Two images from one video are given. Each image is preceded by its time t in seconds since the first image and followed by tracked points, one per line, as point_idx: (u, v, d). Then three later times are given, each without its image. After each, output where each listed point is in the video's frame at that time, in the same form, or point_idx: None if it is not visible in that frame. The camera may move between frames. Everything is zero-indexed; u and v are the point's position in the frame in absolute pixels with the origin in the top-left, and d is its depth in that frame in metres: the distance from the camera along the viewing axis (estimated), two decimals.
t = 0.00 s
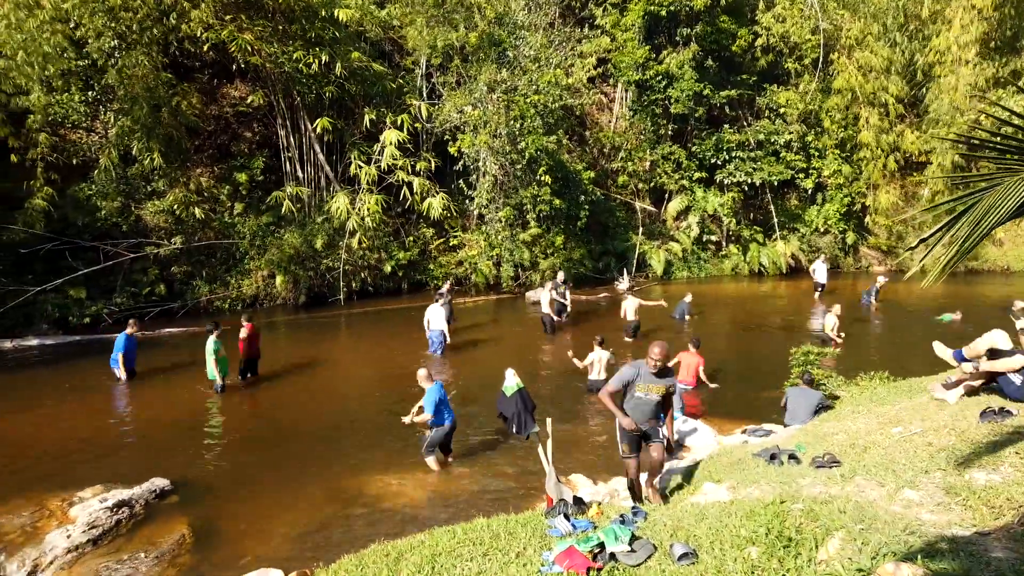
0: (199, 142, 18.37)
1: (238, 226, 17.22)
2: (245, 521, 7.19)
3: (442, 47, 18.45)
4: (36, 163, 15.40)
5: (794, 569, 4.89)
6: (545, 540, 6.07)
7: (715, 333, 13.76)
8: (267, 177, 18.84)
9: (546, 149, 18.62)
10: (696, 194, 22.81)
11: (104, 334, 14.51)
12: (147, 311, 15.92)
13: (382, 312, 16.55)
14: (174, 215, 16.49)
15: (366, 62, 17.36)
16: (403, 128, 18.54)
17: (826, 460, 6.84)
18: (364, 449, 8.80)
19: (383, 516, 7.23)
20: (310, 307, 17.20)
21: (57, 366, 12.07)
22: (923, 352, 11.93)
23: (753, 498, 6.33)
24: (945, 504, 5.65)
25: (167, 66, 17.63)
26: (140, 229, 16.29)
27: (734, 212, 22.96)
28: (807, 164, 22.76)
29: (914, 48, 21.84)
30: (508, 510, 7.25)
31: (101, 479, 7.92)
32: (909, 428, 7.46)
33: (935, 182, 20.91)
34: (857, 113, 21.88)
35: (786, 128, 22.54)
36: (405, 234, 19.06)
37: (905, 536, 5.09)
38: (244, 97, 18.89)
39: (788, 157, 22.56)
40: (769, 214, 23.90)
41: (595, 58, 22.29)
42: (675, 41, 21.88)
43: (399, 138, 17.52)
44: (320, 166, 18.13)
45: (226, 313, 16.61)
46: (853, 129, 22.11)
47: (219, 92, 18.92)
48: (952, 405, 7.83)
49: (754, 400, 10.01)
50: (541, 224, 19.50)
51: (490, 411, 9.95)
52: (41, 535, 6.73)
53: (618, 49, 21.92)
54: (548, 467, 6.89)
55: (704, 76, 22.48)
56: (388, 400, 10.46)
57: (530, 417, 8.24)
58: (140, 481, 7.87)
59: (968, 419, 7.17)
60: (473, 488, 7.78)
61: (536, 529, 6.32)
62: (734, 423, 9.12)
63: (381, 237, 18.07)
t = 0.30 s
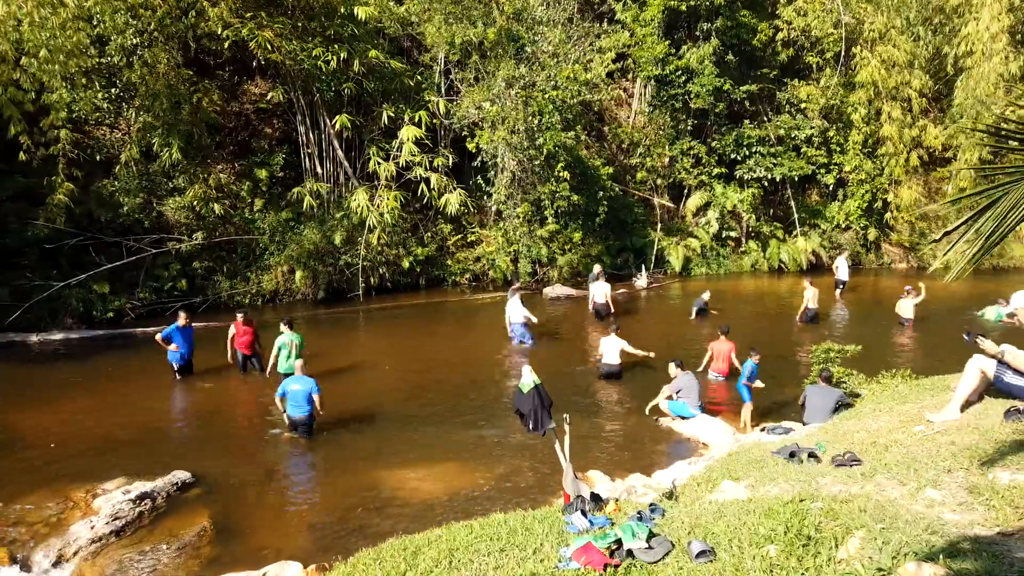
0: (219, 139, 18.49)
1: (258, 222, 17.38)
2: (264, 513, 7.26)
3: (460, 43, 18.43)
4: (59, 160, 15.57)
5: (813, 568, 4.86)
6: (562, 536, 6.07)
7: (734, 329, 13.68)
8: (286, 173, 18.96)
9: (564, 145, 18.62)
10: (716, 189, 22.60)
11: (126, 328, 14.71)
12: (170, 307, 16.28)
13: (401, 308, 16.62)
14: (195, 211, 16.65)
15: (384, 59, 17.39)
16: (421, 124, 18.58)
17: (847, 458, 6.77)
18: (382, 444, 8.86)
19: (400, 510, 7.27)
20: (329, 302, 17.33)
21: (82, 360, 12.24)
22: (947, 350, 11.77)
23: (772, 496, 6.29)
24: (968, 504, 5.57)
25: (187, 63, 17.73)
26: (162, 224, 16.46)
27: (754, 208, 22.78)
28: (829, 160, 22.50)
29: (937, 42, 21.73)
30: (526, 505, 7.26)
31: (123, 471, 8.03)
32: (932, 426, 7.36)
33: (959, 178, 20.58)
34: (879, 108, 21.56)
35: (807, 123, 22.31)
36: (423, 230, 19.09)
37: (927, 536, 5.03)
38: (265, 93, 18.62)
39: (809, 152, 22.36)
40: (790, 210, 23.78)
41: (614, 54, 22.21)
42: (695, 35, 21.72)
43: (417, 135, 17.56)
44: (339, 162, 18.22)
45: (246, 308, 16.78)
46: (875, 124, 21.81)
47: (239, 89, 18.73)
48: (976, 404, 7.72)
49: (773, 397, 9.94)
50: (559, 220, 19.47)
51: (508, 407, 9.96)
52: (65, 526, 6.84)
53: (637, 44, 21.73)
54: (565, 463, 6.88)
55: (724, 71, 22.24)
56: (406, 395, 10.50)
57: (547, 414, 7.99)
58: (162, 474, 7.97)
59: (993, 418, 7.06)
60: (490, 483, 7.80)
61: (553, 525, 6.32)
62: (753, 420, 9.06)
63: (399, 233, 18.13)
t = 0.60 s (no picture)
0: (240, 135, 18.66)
1: (278, 218, 17.52)
2: (282, 506, 7.33)
3: (478, 39, 18.43)
4: (83, 156, 15.79)
5: (833, 568, 4.82)
6: (579, 532, 6.06)
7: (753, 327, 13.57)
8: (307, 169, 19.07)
9: (583, 142, 18.78)
10: (736, 185, 22.40)
11: (149, 322, 14.90)
12: (191, 301, 16.39)
13: (419, 304, 16.69)
14: (216, 206, 16.81)
15: (403, 55, 17.43)
16: (440, 120, 18.63)
17: (868, 457, 6.70)
18: (399, 438, 8.90)
19: (418, 504, 7.30)
20: (349, 298, 17.44)
21: (106, 353, 12.41)
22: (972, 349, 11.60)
23: (792, 495, 6.23)
24: (992, 504, 5.49)
25: (208, 60, 17.84)
26: (184, 220, 16.66)
27: (774, 204, 22.58)
28: (851, 155, 22.31)
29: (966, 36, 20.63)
30: (544, 501, 7.27)
31: (146, 463, 8.15)
32: (955, 426, 7.26)
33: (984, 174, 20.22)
34: (904, 103, 21.24)
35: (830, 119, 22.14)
36: (441, 226, 19.12)
37: (950, 537, 4.96)
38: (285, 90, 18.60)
39: (831, 148, 22.19)
40: (811, 207, 23.50)
41: (633, 49, 22.12)
42: (716, 30, 21.66)
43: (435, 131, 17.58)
44: (358, 158, 18.30)
45: (267, 303, 16.94)
46: (899, 119, 21.49)
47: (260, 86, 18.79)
48: (1000, 404, 7.59)
49: (793, 395, 9.86)
50: (578, 216, 19.45)
51: (526, 402, 9.97)
52: (88, 517, 6.96)
53: (657, 39, 21.62)
54: (583, 460, 6.86)
55: (744, 66, 22.04)
56: (424, 390, 10.55)
57: (564, 410, 7.98)
58: (183, 466, 8.07)
59: (1018, 418, 6.95)
60: (508, 478, 7.82)
61: (570, 522, 6.31)
62: (773, 418, 8.99)
63: (418, 229, 18.20)
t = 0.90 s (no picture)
0: (260, 132, 18.84)
1: (298, 214, 17.64)
2: (299, 500, 7.39)
3: (496, 35, 18.43)
4: (106, 152, 16.03)
5: (852, 568, 4.77)
6: (596, 529, 6.05)
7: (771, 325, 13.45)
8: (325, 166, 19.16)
9: (601, 137, 18.88)
10: (757, 181, 22.29)
11: (170, 317, 15.09)
12: (212, 296, 16.56)
13: (436, 300, 16.73)
14: (237, 202, 16.96)
15: (421, 52, 17.46)
16: (458, 117, 18.67)
17: (889, 457, 6.63)
18: (416, 434, 8.93)
19: (434, 500, 7.33)
20: (367, 293, 17.52)
21: (128, 347, 12.58)
22: (996, 347, 11.43)
23: (811, 494, 6.17)
24: (1015, 506, 5.41)
25: (229, 58, 17.94)
26: (205, 216, 16.85)
27: (795, 201, 22.35)
28: (874, 151, 22.12)
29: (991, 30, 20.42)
30: (561, 497, 7.27)
31: (168, 455, 8.27)
32: (977, 425, 7.15)
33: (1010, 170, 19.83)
34: (927, 98, 20.94)
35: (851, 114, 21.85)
36: (458, 222, 19.14)
37: (972, 538, 4.89)
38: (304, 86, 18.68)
39: (853, 144, 21.96)
40: (832, 203, 23.30)
41: (652, 44, 22.00)
42: (736, 25, 21.60)
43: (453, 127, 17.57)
44: (376, 155, 18.37)
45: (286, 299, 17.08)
46: (923, 114, 21.18)
47: (280, 83, 18.80)
48: None
49: (812, 393, 9.78)
50: (595, 213, 19.40)
51: (544, 398, 9.99)
52: (111, 509, 7.06)
53: (677, 34, 21.30)
54: (599, 457, 6.84)
55: (764, 61, 21.85)
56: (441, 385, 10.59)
57: (581, 407, 8.08)
58: (203, 459, 8.16)
59: None
60: (525, 474, 7.84)
61: (587, 519, 6.30)
62: (792, 416, 8.92)
63: (435, 226, 18.24)
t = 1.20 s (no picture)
0: (281, 128, 18.99)
1: (318, 210, 17.76)
2: (318, 494, 7.45)
3: (516, 30, 18.43)
4: (131, 149, 16.27)
5: (874, 568, 4.71)
6: (614, 526, 6.03)
7: (792, 322, 13.33)
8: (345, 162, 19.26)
9: (620, 133, 18.36)
10: (778, 178, 21.97)
11: (192, 311, 15.28)
12: (233, 291, 16.75)
13: (455, 295, 16.79)
14: (258, 198, 17.09)
15: (440, 48, 17.51)
16: (476, 113, 18.68)
17: (911, 456, 6.54)
18: (434, 429, 8.96)
19: (452, 495, 7.35)
20: (385, 289, 17.62)
21: (151, 341, 12.76)
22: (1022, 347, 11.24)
23: (831, 494, 6.11)
24: None
25: (251, 54, 18.05)
26: (227, 212, 17.03)
27: (817, 197, 22.13)
28: (897, 147, 21.84)
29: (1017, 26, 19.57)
30: (580, 493, 7.27)
31: (190, 448, 8.37)
32: (1002, 426, 7.04)
33: None
34: (953, 93, 20.63)
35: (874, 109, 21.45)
36: (477, 219, 19.18)
37: (995, 539, 4.81)
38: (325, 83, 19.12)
39: (876, 140, 21.66)
40: (854, 199, 23.00)
41: (673, 39, 21.84)
42: (757, 19, 21.43)
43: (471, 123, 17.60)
44: (396, 151, 18.44)
45: (306, 294, 17.23)
46: (948, 110, 20.85)
47: (301, 80, 19.21)
48: None
49: (833, 392, 9.68)
50: (614, 209, 19.37)
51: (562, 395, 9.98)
52: (134, 501, 7.17)
53: (697, 29, 21.36)
54: (617, 454, 6.83)
55: (786, 56, 21.67)
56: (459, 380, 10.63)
57: (599, 404, 8.02)
58: (225, 452, 8.26)
59: None
60: (543, 469, 7.85)
61: (604, 515, 6.29)
62: (813, 414, 8.84)
63: (454, 222, 18.28)
